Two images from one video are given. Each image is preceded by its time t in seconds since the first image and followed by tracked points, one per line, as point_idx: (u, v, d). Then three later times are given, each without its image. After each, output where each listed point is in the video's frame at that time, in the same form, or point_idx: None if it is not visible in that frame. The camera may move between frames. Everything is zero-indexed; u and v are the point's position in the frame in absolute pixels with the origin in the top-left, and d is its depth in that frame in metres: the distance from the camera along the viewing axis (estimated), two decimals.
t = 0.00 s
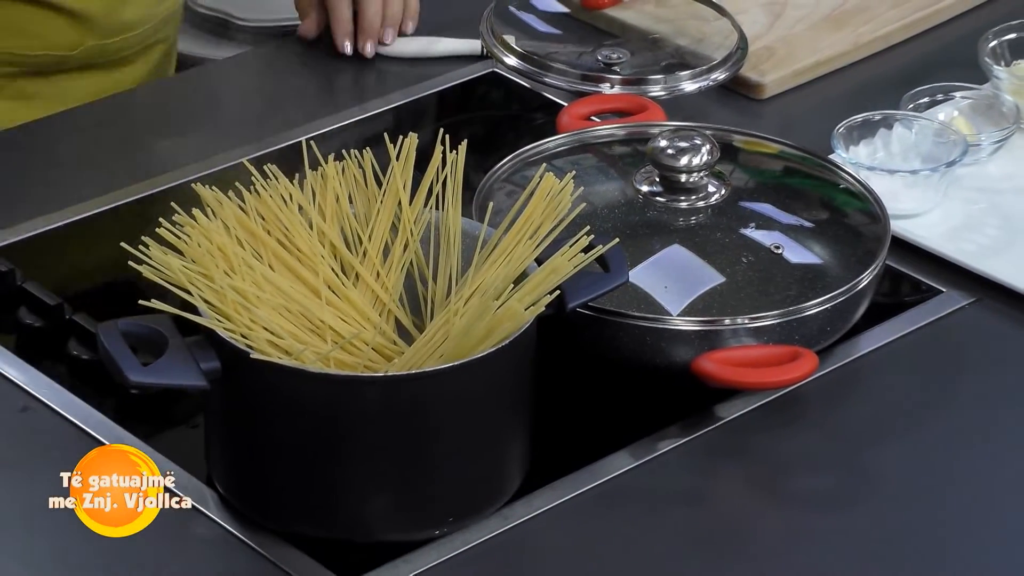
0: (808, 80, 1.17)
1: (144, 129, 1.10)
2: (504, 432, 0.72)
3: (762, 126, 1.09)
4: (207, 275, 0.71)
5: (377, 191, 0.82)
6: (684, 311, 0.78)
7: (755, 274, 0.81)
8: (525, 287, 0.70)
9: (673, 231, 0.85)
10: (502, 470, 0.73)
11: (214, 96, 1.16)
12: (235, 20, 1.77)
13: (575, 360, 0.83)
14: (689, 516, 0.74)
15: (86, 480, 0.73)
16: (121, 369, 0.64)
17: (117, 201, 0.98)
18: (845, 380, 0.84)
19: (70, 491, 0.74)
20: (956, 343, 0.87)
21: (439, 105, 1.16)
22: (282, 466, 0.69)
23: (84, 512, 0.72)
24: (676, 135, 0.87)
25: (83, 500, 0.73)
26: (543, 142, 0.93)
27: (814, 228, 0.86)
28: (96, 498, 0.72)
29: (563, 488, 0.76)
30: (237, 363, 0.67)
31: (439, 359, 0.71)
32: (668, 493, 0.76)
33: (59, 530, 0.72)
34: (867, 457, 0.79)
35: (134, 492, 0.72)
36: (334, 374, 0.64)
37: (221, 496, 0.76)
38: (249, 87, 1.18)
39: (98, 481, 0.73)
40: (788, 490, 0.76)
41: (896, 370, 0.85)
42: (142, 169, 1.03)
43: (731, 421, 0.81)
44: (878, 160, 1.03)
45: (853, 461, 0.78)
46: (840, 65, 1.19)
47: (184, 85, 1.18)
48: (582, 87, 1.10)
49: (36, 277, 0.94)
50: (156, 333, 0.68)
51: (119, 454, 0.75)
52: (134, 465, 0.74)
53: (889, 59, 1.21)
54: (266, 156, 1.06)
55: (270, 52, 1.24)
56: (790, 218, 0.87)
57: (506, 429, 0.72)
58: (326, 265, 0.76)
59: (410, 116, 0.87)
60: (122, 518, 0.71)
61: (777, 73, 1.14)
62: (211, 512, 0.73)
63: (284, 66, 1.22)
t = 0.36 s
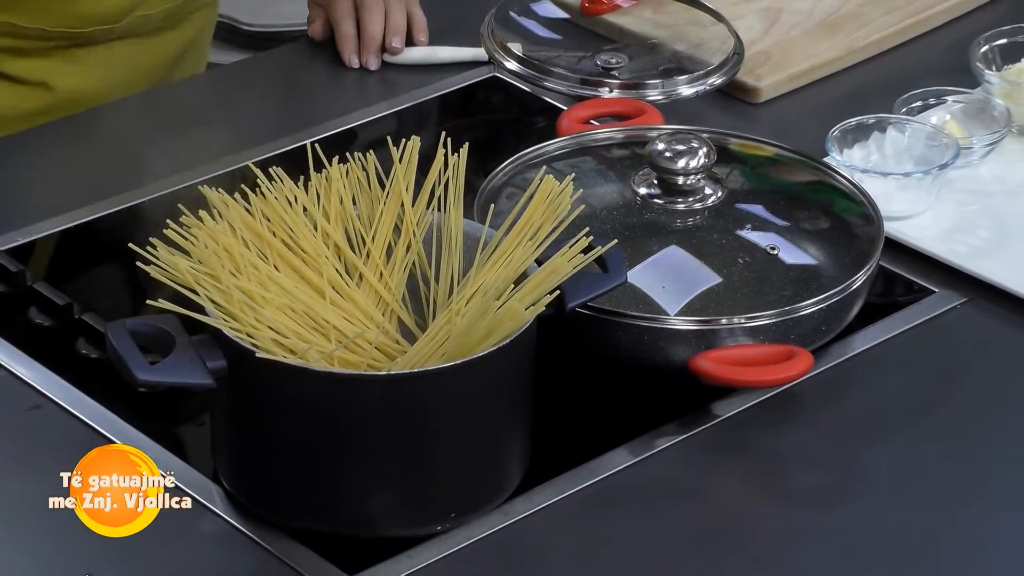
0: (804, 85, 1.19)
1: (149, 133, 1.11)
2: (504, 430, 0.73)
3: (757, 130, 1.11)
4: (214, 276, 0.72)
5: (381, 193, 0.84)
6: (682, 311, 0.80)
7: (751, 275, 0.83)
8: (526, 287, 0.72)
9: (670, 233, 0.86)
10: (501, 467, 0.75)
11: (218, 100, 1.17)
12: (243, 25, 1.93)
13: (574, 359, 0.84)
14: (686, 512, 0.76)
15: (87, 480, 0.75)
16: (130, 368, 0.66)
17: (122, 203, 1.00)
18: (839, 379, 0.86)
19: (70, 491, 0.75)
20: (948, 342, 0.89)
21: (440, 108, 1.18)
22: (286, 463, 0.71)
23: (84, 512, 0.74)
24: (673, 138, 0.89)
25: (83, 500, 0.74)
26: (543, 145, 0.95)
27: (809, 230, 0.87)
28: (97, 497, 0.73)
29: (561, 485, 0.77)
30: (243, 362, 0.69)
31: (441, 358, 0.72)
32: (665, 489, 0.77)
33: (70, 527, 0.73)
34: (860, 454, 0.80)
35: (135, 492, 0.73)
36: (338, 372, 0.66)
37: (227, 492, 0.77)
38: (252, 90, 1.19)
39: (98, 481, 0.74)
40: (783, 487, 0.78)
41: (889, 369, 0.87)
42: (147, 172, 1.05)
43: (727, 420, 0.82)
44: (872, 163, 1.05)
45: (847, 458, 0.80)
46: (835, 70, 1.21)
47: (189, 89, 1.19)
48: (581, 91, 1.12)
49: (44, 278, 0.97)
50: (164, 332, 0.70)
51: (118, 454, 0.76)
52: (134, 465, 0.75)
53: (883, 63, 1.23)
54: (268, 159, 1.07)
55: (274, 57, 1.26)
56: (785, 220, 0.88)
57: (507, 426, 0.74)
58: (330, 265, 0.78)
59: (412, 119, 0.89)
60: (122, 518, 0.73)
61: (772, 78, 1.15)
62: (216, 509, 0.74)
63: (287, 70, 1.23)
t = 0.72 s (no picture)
0: (804, 85, 1.19)
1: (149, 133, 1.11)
2: (505, 430, 0.73)
3: (757, 130, 1.11)
4: (214, 276, 0.72)
5: (381, 194, 0.84)
6: (682, 311, 0.80)
7: (751, 275, 0.83)
8: (526, 287, 0.72)
9: (670, 233, 0.86)
10: (502, 467, 0.75)
11: (218, 100, 1.17)
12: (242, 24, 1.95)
13: (574, 360, 0.84)
14: (687, 511, 0.76)
15: (87, 480, 0.75)
16: (131, 368, 0.66)
17: (122, 203, 1.00)
18: (838, 380, 0.86)
19: (70, 491, 0.75)
20: (948, 342, 0.89)
21: (441, 109, 1.18)
22: (287, 463, 0.71)
23: (84, 512, 0.74)
24: (674, 139, 0.89)
25: (83, 500, 0.74)
26: (544, 145, 0.95)
27: (809, 230, 0.87)
28: (96, 497, 0.73)
29: (562, 485, 0.77)
30: (243, 362, 0.69)
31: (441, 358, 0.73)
32: (666, 489, 0.77)
33: (71, 526, 0.73)
34: (861, 454, 0.80)
35: (134, 492, 0.73)
36: (338, 373, 0.66)
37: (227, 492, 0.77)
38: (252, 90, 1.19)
39: (98, 481, 0.74)
40: (783, 487, 0.78)
41: (889, 369, 0.87)
42: (147, 172, 1.05)
43: (726, 420, 0.82)
44: (872, 163, 1.05)
45: (848, 458, 0.80)
46: (834, 70, 1.21)
47: (189, 89, 1.19)
48: (581, 91, 1.12)
49: (41, 278, 0.97)
50: (164, 333, 0.70)
51: (116, 454, 0.76)
52: (134, 465, 0.75)
53: (883, 63, 1.23)
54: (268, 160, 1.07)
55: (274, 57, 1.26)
56: (785, 221, 0.88)
57: (507, 426, 0.74)
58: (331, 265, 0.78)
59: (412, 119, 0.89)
60: (121, 518, 0.73)
61: (772, 78, 1.15)
62: (216, 509, 0.74)
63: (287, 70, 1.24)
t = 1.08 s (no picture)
0: (803, 85, 1.19)
1: (149, 133, 1.11)
2: (505, 431, 0.74)
3: (757, 130, 1.11)
4: (214, 276, 0.72)
5: (381, 195, 0.84)
6: (682, 311, 0.80)
7: (751, 275, 0.83)
8: (527, 286, 0.72)
9: (670, 233, 0.86)
10: (502, 466, 0.75)
11: (218, 100, 1.17)
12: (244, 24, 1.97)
13: (574, 360, 0.84)
14: (687, 511, 0.76)
15: (87, 480, 0.75)
16: (130, 368, 0.66)
17: (123, 204, 1.00)
18: (838, 380, 0.86)
19: (70, 491, 0.75)
20: (947, 341, 0.89)
21: (441, 109, 1.18)
22: (287, 463, 0.71)
23: (83, 510, 0.74)
24: (673, 139, 0.89)
25: (83, 500, 0.74)
26: (543, 145, 0.95)
27: (808, 230, 0.87)
28: (96, 496, 0.73)
29: (562, 485, 0.77)
30: (242, 362, 0.69)
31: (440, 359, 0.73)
32: (665, 488, 0.77)
33: (71, 525, 0.73)
34: (861, 454, 0.80)
35: (135, 492, 0.73)
36: (338, 373, 0.66)
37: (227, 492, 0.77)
38: (253, 90, 1.19)
39: (99, 480, 0.74)
40: (784, 486, 0.78)
41: (889, 369, 0.87)
42: (147, 173, 1.05)
43: (726, 420, 0.82)
44: (871, 163, 1.05)
45: (848, 457, 0.80)
46: (834, 70, 1.21)
47: (190, 88, 1.19)
48: (581, 91, 1.12)
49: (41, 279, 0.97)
50: (164, 332, 0.70)
51: (116, 454, 0.76)
52: (135, 466, 0.75)
53: (883, 63, 1.23)
54: (268, 160, 1.07)
55: (273, 57, 1.26)
56: (784, 220, 0.88)
57: (508, 425, 0.74)
58: (331, 265, 0.78)
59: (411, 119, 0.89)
60: (122, 518, 0.73)
61: (772, 78, 1.15)
62: (216, 509, 0.74)
63: (288, 69, 1.23)
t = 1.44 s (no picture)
0: (803, 85, 1.19)
1: (149, 133, 1.11)
2: (505, 431, 0.74)
3: (757, 130, 1.11)
4: (213, 276, 0.72)
5: (381, 195, 0.84)
6: (682, 311, 0.80)
7: (752, 275, 0.83)
8: (527, 286, 0.72)
9: (670, 233, 0.86)
10: (503, 466, 0.75)
11: (218, 100, 1.18)
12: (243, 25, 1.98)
13: (574, 360, 0.84)
14: (686, 511, 0.76)
15: (88, 480, 0.75)
16: (130, 368, 0.66)
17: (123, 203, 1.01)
18: (838, 379, 0.86)
19: (70, 491, 0.75)
20: (947, 341, 0.89)
21: (441, 109, 1.18)
22: (287, 464, 0.71)
23: (83, 510, 0.74)
24: (673, 139, 0.89)
25: (83, 500, 0.74)
26: (543, 145, 0.95)
27: (808, 230, 0.87)
28: (97, 496, 0.73)
29: (562, 485, 0.77)
30: (242, 363, 0.69)
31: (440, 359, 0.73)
32: (665, 488, 0.77)
33: (72, 525, 0.73)
34: (861, 454, 0.80)
35: (134, 492, 0.73)
36: (338, 373, 0.66)
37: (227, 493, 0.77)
38: (252, 90, 1.19)
39: (99, 480, 0.74)
40: (784, 486, 0.78)
41: (889, 369, 0.87)
42: (147, 172, 1.05)
43: (726, 420, 0.82)
44: (871, 163, 1.05)
45: (848, 457, 0.80)
46: (834, 70, 1.21)
47: (189, 88, 1.19)
48: (580, 91, 1.12)
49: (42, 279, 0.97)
50: (164, 332, 0.70)
51: (116, 453, 0.76)
52: (135, 466, 0.75)
53: (884, 63, 1.23)
54: (268, 160, 1.07)
55: (273, 56, 1.26)
56: (784, 220, 0.88)
57: (508, 425, 0.74)
58: (330, 265, 0.78)
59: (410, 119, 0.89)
60: (122, 519, 0.73)
61: (772, 78, 1.16)
62: (216, 509, 0.74)
63: (288, 69, 1.24)
